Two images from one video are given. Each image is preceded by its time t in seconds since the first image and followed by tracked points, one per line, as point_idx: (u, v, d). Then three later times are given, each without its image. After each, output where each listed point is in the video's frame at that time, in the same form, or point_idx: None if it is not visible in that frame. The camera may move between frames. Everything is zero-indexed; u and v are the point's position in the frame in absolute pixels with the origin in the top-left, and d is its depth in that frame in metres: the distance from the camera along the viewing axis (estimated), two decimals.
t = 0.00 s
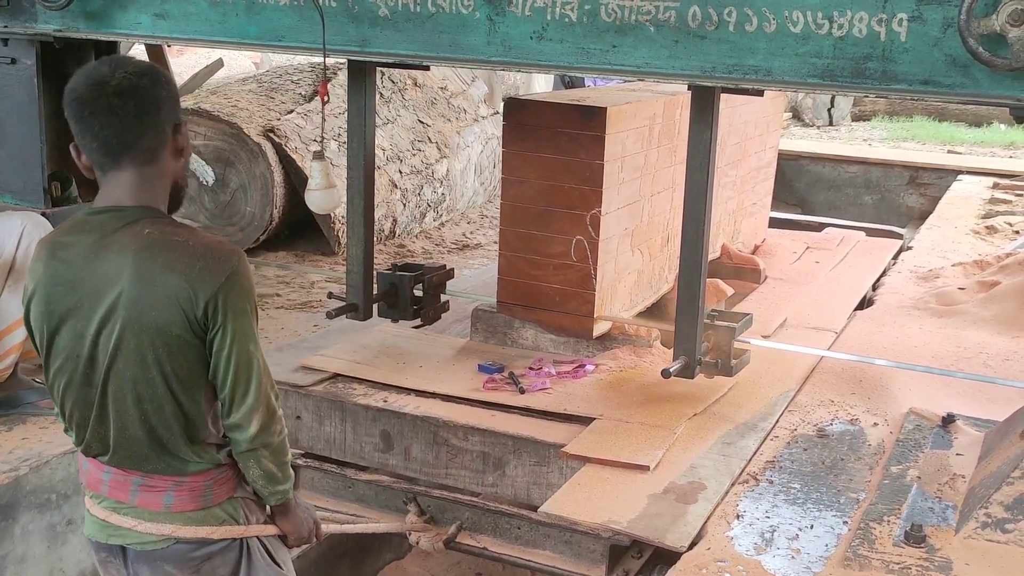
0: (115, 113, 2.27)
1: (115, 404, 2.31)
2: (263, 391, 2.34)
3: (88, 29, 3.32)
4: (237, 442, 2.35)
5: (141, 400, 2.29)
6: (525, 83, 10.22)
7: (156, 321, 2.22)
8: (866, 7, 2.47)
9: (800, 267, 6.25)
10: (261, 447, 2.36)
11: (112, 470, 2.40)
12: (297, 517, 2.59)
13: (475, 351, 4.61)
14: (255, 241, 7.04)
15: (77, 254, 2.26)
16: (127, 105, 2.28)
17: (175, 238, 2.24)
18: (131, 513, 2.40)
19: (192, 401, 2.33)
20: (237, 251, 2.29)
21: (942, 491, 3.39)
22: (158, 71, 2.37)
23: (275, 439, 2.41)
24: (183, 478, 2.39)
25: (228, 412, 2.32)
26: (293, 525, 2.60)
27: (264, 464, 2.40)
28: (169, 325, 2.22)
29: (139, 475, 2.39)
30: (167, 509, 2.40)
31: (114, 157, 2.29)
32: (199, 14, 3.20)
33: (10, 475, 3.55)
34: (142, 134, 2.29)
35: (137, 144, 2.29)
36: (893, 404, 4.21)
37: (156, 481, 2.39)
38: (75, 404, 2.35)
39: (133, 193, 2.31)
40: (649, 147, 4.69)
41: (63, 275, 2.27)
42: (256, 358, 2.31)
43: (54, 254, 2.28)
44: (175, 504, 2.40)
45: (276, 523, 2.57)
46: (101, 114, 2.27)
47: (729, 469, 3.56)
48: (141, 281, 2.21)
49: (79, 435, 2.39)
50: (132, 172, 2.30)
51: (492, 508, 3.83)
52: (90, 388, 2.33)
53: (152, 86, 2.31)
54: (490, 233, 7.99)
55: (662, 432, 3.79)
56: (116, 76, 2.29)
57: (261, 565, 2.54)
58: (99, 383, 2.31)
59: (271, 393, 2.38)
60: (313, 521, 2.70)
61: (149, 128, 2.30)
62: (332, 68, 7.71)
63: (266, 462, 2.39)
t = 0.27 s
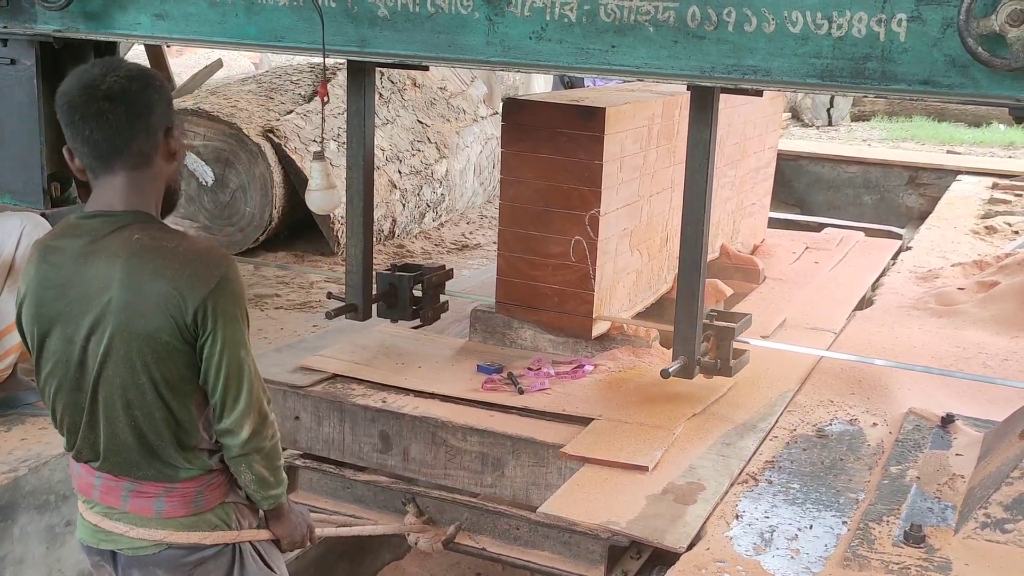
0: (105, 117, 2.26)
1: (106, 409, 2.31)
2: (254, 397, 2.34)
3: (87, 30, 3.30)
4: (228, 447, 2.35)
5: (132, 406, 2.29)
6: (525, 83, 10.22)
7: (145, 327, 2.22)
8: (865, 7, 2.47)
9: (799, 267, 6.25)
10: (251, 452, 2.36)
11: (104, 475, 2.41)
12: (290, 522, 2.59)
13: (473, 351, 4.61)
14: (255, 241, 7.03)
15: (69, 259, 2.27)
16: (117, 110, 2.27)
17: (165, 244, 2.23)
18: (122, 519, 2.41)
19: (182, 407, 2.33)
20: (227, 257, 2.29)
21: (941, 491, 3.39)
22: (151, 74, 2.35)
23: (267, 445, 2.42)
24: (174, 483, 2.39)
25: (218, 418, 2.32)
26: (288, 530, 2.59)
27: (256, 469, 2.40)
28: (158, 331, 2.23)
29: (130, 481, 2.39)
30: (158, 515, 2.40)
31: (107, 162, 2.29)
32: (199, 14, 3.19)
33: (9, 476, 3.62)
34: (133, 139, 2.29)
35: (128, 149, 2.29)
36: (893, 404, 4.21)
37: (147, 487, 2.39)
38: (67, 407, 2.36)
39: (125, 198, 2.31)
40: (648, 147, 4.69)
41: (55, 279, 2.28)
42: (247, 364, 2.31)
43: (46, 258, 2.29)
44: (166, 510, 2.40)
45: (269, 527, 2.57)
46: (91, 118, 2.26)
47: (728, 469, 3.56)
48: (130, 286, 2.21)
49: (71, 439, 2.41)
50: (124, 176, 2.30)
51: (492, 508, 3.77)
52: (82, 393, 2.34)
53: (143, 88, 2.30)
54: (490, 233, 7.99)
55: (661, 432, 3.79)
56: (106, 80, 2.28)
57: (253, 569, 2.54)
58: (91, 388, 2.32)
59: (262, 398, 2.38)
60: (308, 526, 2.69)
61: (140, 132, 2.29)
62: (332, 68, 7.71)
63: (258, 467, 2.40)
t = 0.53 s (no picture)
0: (85, 118, 2.27)
1: (89, 413, 2.31)
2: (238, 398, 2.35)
3: (86, 30, 3.30)
4: (213, 448, 2.37)
5: (115, 409, 2.29)
6: (524, 83, 10.23)
7: (128, 329, 2.22)
8: (864, 8, 2.48)
9: (797, 268, 6.25)
10: (237, 453, 2.38)
11: (89, 477, 2.41)
12: (277, 525, 2.60)
13: (471, 352, 4.61)
14: (254, 241, 7.02)
15: (51, 263, 2.27)
16: (98, 111, 2.28)
17: (146, 246, 2.24)
18: (107, 520, 2.41)
19: (166, 409, 2.33)
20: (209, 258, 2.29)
21: (940, 491, 3.38)
22: (132, 76, 2.36)
23: (252, 446, 2.43)
24: (159, 486, 2.40)
25: (203, 419, 2.33)
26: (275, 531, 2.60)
27: (242, 470, 2.41)
28: (140, 334, 2.23)
29: (115, 483, 2.39)
30: (142, 518, 2.41)
31: (88, 165, 2.30)
32: (198, 15, 3.19)
33: (8, 477, 3.65)
34: (113, 140, 2.29)
35: (109, 150, 2.29)
36: (892, 404, 4.22)
37: (132, 489, 2.40)
38: (50, 411, 2.36)
39: (106, 201, 2.31)
40: (646, 148, 4.69)
41: (37, 283, 2.28)
42: (231, 365, 2.32)
43: (28, 261, 2.29)
44: (151, 512, 2.41)
45: (256, 529, 2.58)
46: (71, 119, 2.27)
47: (725, 470, 3.56)
48: (112, 289, 2.22)
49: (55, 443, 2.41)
50: (105, 178, 2.30)
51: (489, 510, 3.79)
52: (64, 396, 2.34)
53: (124, 90, 2.31)
54: (488, 234, 7.99)
55: (658, 433, 3.79)
56: (88, 83, 2.29)
57: (240, 571, 2.52)
58: (73, 391, 2.32)
59: (246, 400, 2.39)
60: (295, 527, 2.70)
61: (121, 134, 2.30)
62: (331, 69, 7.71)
63: (243, 468, 2.41)
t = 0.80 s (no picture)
0: (48, 111, 2.31)
1: (59, 413, 2.33)
2: (207, 395, 2.35)
3: (85, 30, 3.29)
4: (184, 446, 2.37)
5: (83, 408, 2.30)
6: (522, 83, 10.22)
7: (93, 327, 2.23)
8: (862, 8, 2.48)
9: (795, 268, 6.25)
10: (208, 450, 2.38)
11: (68, 476, 2.42)
12: (259, 524, 2.60)
13: (467, 354, 4.61)
14: (253, 241, 7.01)
15: (23, 264, 2.29)
16: (61, 105, 2.31)
17: (108, 242, 2.25)
18: (88, 519, 2.42)
19: (136, 408, 2.33)
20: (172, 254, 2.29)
21: (939, 491, 3.39)
22: (107, 75, 2.38)
23: (224, 444, 2.43)
24: (138, 485, 2.40)
25: (173, 417, 2.34)
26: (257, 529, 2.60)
27: (215, 468, 2.41)
28: (105, 332, 2.23)
29: (94, 483, 2.40)
30: (123, 517, 2.42)
31: (51, 157, 2.32)
32: (197, 15, 3.19)
33: (8, 477, 3.79)
34: (70, 136, 2.30)
35: (67, 144, 2.30)
36: (890, 404, 4.22)
37: (111, 488, 2.40)
38: (22, 411, 2.38)
39: (63, 196, 2.33)
40: (643, 148, 4.69)
41: (10, 284, 2.31)
42: (197, 363, 2.32)
43: None
44: (132, 512, 2.42)
45: (238, 528, 2.58)
46: (37, 111, 2.32)
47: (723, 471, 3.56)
48: (76, 288, 2.23)
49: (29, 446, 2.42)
50: (60, 173, 2.32)
51: (483, 513, 3.78)
52: (35, 398, 2.35)
53: (89, 87, 2.33)
54: (487, 233, 7.99)
55: (653, 435, 3.79)
56: (67, 75, 2.35)
57: (223, 572, 2.53)
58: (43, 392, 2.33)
59: (216, 397, 2.38)
60: (279, 524, 2.69)
61: (81, 130, 2.30)
62: (329, 69, 7.71)
63: (217, 466, 2.41)
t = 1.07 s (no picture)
0: (39, 106, 2.30)
1: (47, 408, 2.32)
2: (196, 390, 2.34)
3: (85, 31, 3.29)
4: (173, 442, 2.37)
5: (71, 403, 2.30)
6: (522, 84, 10.22)
7: (80, 321, 2.23)
8: (862, 9, 2.48)
9: (794, 270, 6.25)
10: (197, 446, 2.37)
11: (58, 471, 2.41)
12: (251, 520, 2.60)
13: (463, 357, 4.61)
14: (252, 242, 7.02)
15: (13, 257, 2.29)
16: (52, 99, 2.30)
17: (97, 236, 2.25)
18: (79, 514, 2.41)
19: (125, 403, 2.33)
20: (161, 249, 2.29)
21: (938, 492, 3.39)
22: (97, 68, 2.37)
23: (214, 440, 2.42)
24: (129, 479, 2.40)
25: (161, 413, 2.33)
26: (249, 525, 2.60)
27: (204, 464, 2.41)
28: (93, 326, 2.23)
29: (85, 477, 2.40)
30: (114, 512, 2.41)
31: (42, 151, 2.31)
32: (197, 16, 3.19)
33: (8, 478, 3.81)
34: (62, 130, 2.29)
35: (59, 139, 2.29)
36: (889, 406, 4.22)
37: (102, 483, 2.40)
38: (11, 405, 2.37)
39: (56, 191, 2.32)
40: (641, 150, 4.70)
41: None
42: (186, 358, 2.31)
43: None
44: (123, 506, 2.41)
45: (230, 525, 2.58)
46: (28, 106, 2.31)
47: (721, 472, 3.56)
48: (64, 282, 2.23)
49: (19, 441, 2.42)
50: (53, 168, 2.31)
51: (479, 518, 3.74)
52: (25, 392, 2.35)
53: (80, 80, 2.32)
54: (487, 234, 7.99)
55: (652, 441, 3.73)
56: (56, 69, 2.33)
57: (213, 568, 2.55)
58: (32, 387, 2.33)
59: (206, 393, 2.38)
60: (272, 521, 2.68)
61: (73, 124, 2.29)
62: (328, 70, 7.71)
63: (206, 462, 2.40)
